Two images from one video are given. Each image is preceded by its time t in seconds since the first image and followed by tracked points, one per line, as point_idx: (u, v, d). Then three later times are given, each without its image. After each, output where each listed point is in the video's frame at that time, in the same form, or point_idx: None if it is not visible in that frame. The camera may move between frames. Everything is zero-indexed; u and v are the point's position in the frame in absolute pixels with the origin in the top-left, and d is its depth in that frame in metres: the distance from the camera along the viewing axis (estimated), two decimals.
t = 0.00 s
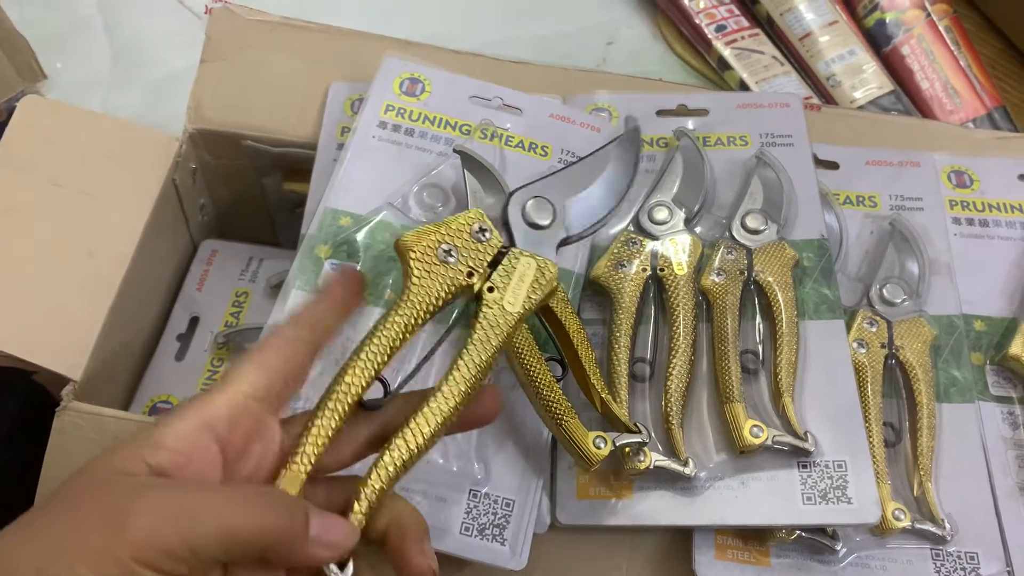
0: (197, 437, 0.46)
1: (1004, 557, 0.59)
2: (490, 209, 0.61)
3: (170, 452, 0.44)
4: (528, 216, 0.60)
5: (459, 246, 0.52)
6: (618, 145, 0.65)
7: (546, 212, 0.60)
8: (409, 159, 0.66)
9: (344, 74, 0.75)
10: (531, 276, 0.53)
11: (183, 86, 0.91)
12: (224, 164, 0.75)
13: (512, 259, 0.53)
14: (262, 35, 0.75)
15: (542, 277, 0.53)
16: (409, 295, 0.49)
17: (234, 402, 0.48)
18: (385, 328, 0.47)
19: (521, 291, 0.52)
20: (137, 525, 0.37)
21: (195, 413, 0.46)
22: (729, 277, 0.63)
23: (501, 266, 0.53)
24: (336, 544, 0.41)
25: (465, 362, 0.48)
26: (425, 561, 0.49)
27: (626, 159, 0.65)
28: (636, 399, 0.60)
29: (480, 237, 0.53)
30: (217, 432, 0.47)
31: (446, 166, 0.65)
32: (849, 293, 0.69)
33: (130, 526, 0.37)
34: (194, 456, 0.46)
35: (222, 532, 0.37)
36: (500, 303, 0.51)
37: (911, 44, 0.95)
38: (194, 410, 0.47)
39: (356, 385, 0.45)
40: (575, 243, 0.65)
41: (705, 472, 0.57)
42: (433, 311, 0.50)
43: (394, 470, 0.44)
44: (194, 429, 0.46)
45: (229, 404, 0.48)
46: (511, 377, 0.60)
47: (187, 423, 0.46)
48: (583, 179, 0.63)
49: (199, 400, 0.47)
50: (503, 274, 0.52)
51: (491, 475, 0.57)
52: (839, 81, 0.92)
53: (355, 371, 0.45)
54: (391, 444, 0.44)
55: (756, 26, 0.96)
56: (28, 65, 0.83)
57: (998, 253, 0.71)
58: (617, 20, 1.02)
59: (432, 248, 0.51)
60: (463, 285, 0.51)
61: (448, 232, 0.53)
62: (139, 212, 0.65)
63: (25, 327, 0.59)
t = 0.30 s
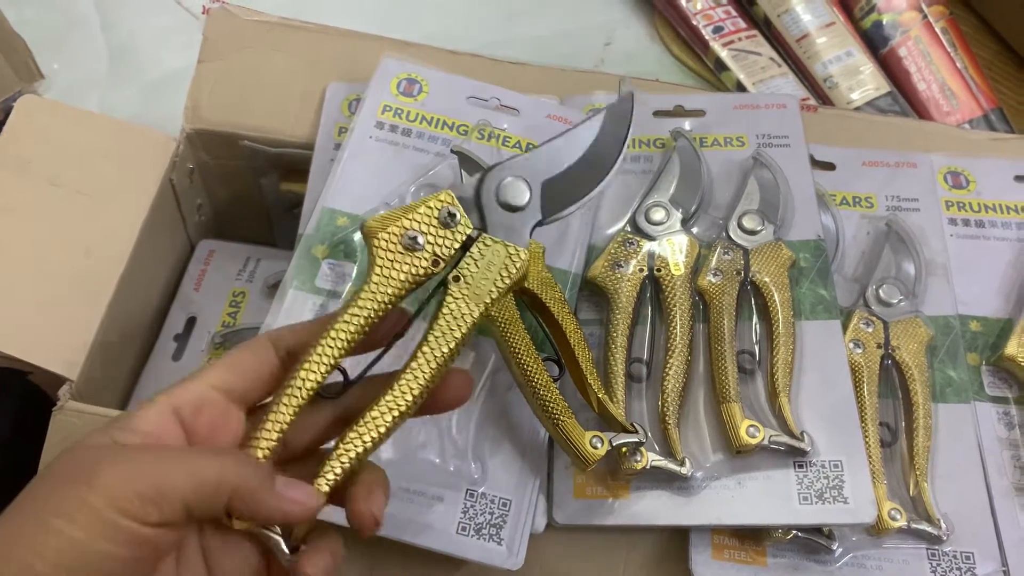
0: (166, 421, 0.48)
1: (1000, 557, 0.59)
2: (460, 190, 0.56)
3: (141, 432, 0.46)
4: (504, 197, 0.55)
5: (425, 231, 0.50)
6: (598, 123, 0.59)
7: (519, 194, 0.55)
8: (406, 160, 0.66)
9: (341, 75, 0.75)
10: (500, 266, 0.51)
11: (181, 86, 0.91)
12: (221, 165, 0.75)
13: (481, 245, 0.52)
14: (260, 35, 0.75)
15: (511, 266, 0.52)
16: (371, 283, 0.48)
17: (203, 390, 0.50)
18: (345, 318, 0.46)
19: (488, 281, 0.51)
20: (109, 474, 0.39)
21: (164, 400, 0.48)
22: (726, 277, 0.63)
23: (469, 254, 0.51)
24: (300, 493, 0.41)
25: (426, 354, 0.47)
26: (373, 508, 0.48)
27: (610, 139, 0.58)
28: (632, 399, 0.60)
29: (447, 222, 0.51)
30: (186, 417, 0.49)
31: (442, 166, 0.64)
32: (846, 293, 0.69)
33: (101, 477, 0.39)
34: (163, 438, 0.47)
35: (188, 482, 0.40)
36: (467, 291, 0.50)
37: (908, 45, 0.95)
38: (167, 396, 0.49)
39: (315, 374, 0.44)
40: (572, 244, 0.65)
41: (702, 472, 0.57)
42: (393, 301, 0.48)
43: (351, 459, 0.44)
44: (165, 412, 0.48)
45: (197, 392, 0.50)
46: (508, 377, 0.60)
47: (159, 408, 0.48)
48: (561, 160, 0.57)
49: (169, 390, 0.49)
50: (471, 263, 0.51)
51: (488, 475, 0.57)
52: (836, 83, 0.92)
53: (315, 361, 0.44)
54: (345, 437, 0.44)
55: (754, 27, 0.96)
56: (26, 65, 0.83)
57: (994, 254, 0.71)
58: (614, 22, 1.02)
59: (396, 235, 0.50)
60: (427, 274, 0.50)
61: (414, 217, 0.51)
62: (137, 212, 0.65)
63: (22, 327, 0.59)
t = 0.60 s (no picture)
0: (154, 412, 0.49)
1: (999, 555, 0.59)
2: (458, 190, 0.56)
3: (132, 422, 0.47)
4: (501, 199, 0.54)
5: (420, 231, 0.49)
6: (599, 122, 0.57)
7: (516, 196, 0.54)
8: (405, 158, 0.66)
9: (340, 73, 0.75)
10: (494, 267, 0.50)
11: (179, 85, 0.91)
12: (220, 163, 0.75)
13: (477, 247, 0.50)
14: (258, 33, 0.75)
15: (505, 268, 0.51)
16: (363, 283, 0.47)
17: (194, 383, 0.51)
18: (335, 317, 0.46)
19: (481, 284, 0.50)
20: (94, 461, 0.40)
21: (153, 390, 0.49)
22: (725, 275, 0.63)
23: (463, 255, 0.50)
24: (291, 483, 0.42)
25: (416, 355, 0.47)
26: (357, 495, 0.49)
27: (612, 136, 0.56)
28: (632, 397, 0.60)
29: (443, 223, 0.50)
30: (175, 411, 0.50)
31: (442, 164, 0.65)
32: (844, 291, 0.69)
33: (87, 464, 0.40)
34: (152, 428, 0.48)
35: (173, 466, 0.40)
36: (460, 293, 0.49)
37: (906, 45, 0.95)
38: (157, 387, 0.49)
39: (302, 373, 0.44)
40: (571, 242, 0.65)
41: (700, 470, 0.57)
42: (386, 302, 0.48)
43: (337, 457, 0.44)
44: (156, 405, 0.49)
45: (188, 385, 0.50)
46: (506, 376, 0.60)
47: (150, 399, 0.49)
48: (556, 161, 0.56)
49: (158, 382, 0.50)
50: (465, 264, 0.50)
51: (487, 473, 0.57)
52: (834, 82, 0.92)
53: (302, 360, 0.44)
54: (333, 433, 0.44)
55: (752, 27, 0.96)
56: (24, 62, 0.84)
57: (992, 253, 0.71)
58: (613, 22, 1.02)
59: (391, 234, 0.49)
60: (420, 275, 0.49)
61: (409, 216, 0.49)
62: (135, 210, 0.65)
63: (20, 325, 0.59)
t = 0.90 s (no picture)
0: (139, 402, 0.52)
1: (994, 555, 0.59)
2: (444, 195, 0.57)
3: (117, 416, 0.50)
4: (487, 203, 0.55)
5: (406, 229, 0.50)
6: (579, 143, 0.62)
7: (502, 201, 0.56)
8: (403, 158, 0.66)
9: (337, 73, 0.75)
10: (478, 269, 0.51)
11: (177, 85, 0.91)
12: (217, 162, 0.75)
13: (461, 248, 0.51)
14: (256, 33, 0.75)
15: (487, 269, 0.51)
16: (346, 278, 0.48)
17: (174, 373, 0.54)
18: (317, 311, 0.46)
19: (464, 285, 0.51)
20: (98, 473, 0.40)
21: (135, 382, 0.52)
22: (721, 276, 0.63)
23: (447, 256, 0.51)
24: (293, 419, 0.41)
25: (395, 352, 0.47)
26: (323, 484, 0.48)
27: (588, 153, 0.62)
28: (628, 397, 0.60)
29: (430, 223, 0.51)
30: (156, 399, 0.53)
31: (438, 164, 0.66)
32: (841, 292, 0.69)
33: (90, 474, 0.41)
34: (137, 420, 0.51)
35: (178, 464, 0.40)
36: (440, 292, 0.50)
37: (903, 47, 0.96)
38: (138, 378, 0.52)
39: (282, 366, 0.45)
40: (568, 242, 0.65)
41: (697, 470, 0.57)
42: (368, 297, 0.48)
43: (312, 452, 0.44)
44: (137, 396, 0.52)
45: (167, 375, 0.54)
46: (503, 375, 0.60)
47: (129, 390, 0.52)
48: (540, 172, 0.59)
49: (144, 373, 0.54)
50: (448, 266, 0.51)
51: (484, 472, 0.57)
52: (832, 84, 0.92)
53: (283, 352, 0.45)
54: (310, 425, 0.44)
55: (750, 28, 0.96)
56: (23, 64, 0.84)
57: (988, 254, 0.72)
58: (611, 22, 1.02)
59: (376, 231, 0.50)
60: (403, 273, 0.50)
61: (395, 214, 0.50)
62: (132, 209, 0.65)
63: (18, 323, 0.59)
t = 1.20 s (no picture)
0: (103, 382, 0.52)
1: (995, 555, 0.59)
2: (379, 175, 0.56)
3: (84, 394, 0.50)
4: (421, 183, 0.55)
5: (343, 210, 0.51)
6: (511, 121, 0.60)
7: (435, 179, 0.55)
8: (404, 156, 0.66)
9: (338, 71, 0.75)
10: (414, 244, 0.52)
11: (177, 82, 0.91)
12: (217, 160, 0.75)
13: (398, 225, 0.53)
14: (256, 31, 0.75)
15: (426, 244, 0.52)
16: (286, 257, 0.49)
17: (134, 354, 0.54)
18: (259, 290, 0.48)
19: (402, 259, 0.51)
20: (85, 444, 0.42)
21: (98, 360, 0.52)
22: (722, 275, 0.63)
23: (385, 233, 0.52)
24: (256, 386, 0.42)
25: (340, 322, 0.48)
26: (274, 446, 0.49)
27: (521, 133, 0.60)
28: (629, 396, 0.60)
29: (364, 203, 0.52)
30: (118, 377, 0.53)
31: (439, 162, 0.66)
32: (841, 292, 0.69)
33: (79, 446, 0.42)
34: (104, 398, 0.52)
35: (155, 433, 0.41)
36: (381, 265, 0.51)
37: (903, 48, 0.96)
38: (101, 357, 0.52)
39: (228, 341, 0.46)
40: (569, 242, 0.65)
41: (698, 469, 0.57)
42: (313, 274, 0.50)
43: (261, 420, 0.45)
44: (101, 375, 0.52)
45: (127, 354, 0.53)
46: (504, 374, 0.60)
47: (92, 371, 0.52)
48: (474, 149, 0.58)
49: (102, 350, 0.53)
50: (387, 241, 0.52)
51: (485, 471, 0.57)
52: (832, 84, 0.92)
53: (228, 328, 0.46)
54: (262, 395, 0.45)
55: (750, 28, 0.96)
56: (21, 60, 0.85)
57: (989, 254, 0.72)
58: (611, 22, 1.02)
59: (313, 212, 0.51)
60: (344, 250, 0.51)
61: (333, 196, 0.51)
62: (134, 207, 0.65)
63: (19, 321, 0.59)
